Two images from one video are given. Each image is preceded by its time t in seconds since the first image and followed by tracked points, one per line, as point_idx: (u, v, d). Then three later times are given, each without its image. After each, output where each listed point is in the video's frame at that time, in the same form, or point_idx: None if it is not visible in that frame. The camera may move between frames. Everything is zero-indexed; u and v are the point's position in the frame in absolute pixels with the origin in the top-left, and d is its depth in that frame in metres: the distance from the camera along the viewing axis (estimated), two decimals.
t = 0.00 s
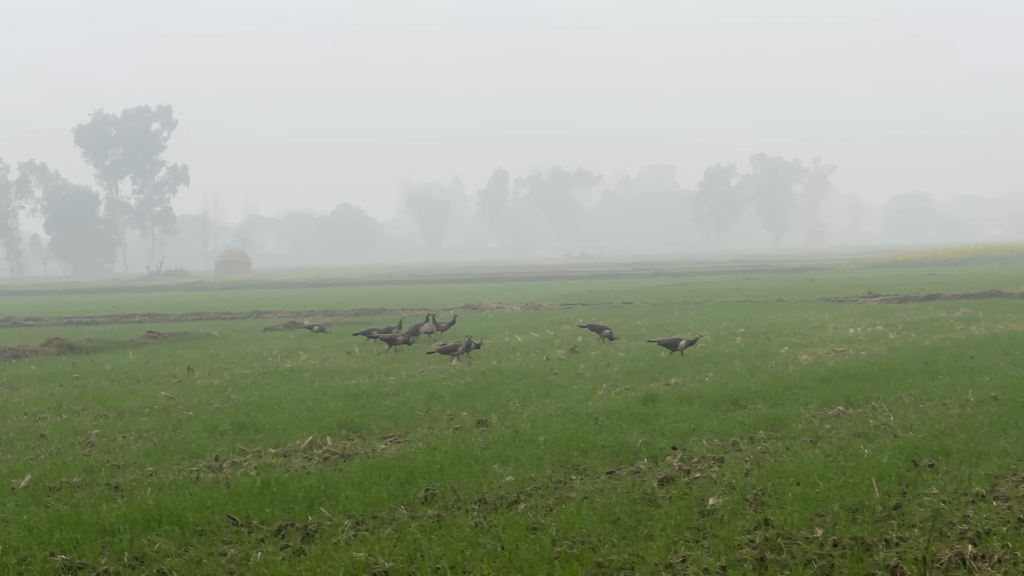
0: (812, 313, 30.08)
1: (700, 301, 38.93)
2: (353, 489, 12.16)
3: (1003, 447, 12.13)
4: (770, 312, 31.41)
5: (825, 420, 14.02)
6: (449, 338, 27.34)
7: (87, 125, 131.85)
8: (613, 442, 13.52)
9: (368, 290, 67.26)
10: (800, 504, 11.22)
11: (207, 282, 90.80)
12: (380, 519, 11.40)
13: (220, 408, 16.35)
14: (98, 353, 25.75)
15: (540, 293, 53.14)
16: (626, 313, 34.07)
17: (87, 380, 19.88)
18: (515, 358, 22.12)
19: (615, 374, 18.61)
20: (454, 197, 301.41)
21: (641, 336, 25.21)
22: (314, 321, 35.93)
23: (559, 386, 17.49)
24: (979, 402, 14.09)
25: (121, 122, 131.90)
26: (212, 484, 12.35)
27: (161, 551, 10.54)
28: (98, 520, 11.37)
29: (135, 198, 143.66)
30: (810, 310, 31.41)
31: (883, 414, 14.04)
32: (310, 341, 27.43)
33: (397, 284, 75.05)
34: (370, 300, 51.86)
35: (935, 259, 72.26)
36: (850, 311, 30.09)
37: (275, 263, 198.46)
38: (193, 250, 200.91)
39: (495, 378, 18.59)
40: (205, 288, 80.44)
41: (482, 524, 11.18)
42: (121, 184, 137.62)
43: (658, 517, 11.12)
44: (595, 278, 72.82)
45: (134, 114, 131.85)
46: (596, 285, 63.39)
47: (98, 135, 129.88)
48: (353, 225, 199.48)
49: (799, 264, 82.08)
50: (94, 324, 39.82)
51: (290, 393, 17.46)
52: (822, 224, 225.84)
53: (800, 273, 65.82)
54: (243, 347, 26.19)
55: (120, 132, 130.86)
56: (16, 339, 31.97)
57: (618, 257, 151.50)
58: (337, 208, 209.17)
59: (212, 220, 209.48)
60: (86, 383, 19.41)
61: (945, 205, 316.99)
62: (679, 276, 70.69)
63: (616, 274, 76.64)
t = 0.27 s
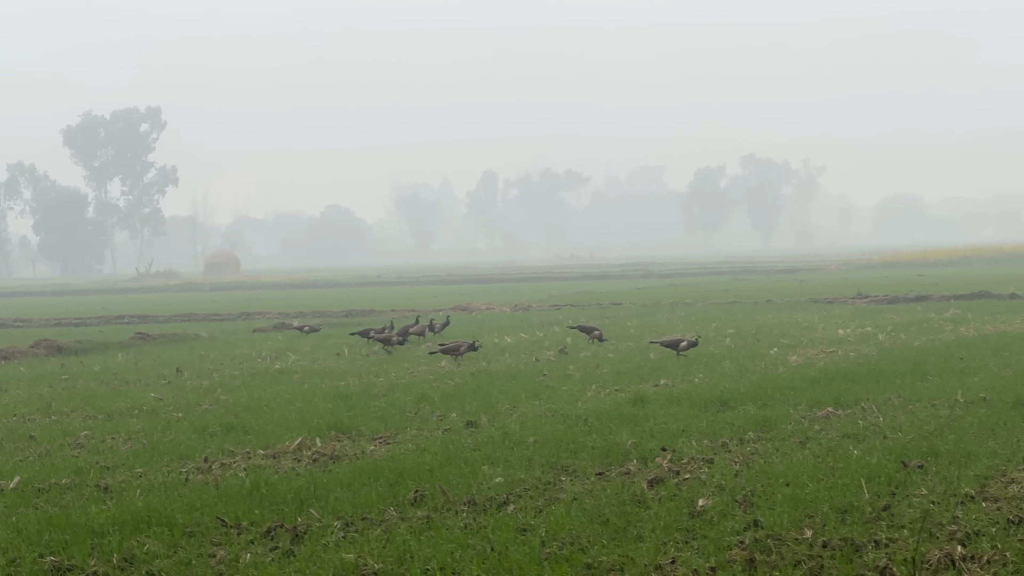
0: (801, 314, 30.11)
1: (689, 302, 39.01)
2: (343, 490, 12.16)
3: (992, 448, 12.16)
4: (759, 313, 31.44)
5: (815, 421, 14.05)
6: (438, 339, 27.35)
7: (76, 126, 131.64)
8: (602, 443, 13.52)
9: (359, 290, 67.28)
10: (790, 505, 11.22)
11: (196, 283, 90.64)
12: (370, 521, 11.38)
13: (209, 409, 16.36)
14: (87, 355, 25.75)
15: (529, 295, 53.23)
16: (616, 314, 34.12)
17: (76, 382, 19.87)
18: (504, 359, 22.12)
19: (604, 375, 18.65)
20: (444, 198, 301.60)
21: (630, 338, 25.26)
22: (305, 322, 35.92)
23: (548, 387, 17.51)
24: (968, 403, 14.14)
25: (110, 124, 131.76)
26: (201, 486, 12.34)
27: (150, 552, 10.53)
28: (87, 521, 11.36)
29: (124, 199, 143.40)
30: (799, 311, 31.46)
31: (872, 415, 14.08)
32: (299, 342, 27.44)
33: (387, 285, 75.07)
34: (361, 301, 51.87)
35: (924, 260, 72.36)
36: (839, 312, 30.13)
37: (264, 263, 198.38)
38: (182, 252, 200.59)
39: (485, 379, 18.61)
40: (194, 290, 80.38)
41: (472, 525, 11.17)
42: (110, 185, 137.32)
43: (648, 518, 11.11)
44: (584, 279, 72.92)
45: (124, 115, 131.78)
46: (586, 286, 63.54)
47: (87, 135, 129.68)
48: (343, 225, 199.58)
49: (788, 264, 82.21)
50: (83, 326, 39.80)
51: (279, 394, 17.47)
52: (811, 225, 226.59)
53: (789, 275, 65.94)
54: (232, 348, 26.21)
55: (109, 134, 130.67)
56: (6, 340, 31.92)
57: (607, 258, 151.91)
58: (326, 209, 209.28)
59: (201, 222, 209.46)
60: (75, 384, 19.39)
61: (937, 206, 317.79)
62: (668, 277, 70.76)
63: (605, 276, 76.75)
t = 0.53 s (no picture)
0: (789, 314, 30.18)
1: (677, 302, 39.12)
2: (331, 490, 12.16)
3: (978, 447, 12.21)
4: (746, 312, 31.50)
5: (802, 421, 14.10)
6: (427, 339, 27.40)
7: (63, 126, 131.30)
8: (590, 443, 13.55)
9: (348, 290, 67.28)
10: (777, 504, 11.22)
11: (184, 283, 90.44)
12: (357, 520, 11.38)
13: (196, 409, 16.37)
14: (73, 355, 25.73)
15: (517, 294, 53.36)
16: (603, 314, 34.19)
17: (63, 382, 19.86)
18: (491, 359, 22.14)
19: (592, 374, 18.72)
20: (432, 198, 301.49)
21: (617, 337, 25.32)
22: (296, 321, 35.90)
23: (536, 387, 17.57)
24: (955, 403, 14.22)
25: (97, 124, 131.53)
26: (188, 486, 12.34)
27: (137, 553, 10.50)
28: (74, 521, 11.34)
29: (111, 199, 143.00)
30: (787, 311, 31.52)
31: (860, 414, 14.14)
32: (287, 342, 27.44)
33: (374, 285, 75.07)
34: (351, 301, 51.83)
35: (912, 260, 72.56)
36: (826, 311, 30.20)
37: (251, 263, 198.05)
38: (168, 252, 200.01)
39: (472, 379, 18.65)
40: (181, 290, 80.28)
41: (459, 525, 11.15)
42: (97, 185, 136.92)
43: (635, 518, 11.10)
44: (572, 280, 72.97)
45: (111, 115, 131.63)
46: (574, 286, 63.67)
47: (74, 135, 129.37)
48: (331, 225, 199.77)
49: (777, 264, 82.38)
50: (70, 326, 39.74)
51: (266, 394, 17.49)
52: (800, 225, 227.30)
53: (777, 275, 66.09)
54: (220, 348, 26.21)
55: (96, 134, 130.38)
56: None
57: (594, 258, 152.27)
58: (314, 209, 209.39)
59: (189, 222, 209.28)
60: (61, 385, 19.39)
61: (928, 206, 318.68)
62: (657, 276, 70.93)
63: (593, 275, 76.87)
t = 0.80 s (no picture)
0: (779, 312, 30.27)
1: (667, 300, 39.20)
2: (321, 488, 12.17)
3: (968, 445, 12.25)
4: (736, 311, 31.59)
5: (792, 419, 14.16)
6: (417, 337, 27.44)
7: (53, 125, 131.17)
8: (580, 441, 13.59)
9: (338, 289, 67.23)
10: (767, 502, 11.23)
11: (175, 282, 90.35)
12: (348, 519, 11.37)
13: (187, 408, 16.38)
14: (63, 354, 25.68)
15: (507, 293, 53.42)
16: (594, 312, 34.25)
17: (52, 381, 19.84)
18: (481, 357, 22.14)
19: (583, 373, 18.80)
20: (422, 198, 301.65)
21: (608, 336, 25.38)
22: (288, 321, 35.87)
23: (527, 385, 17.62)
24: (944, 400, 14.29)
25: (87, 123, 131.47)
26: (179, 485, 12.34)
27: (127, 552, 10.48)
28: (64, 520, 11.34)
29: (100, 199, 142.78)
30: (778, 309, 31.55)
31: (849, 412, 14.21)
32: (278, 341, 27.41)
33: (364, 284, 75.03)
34: (342, 300, 51.79)
35: (901, 258, 72.72)
36: (816, 309, 30.29)
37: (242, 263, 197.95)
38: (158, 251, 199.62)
39: (462, 377, 18.70)
40: (171, 289, 80.16)
41: (449, 523, 11.14)
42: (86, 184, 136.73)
43: (626, 516, 11.11)
44: (562, 278, 73.06)
45: (100, 114, 131.59)
46: (565, 284, 63.75)
47: (64, 134, 129.27)
48: (320, 224, 199.69)
49: (766, 263, 82.63)
50: (59, 325, 39.65)
51: (257, 393, 17.52)
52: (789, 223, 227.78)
53: (766, 273, 66.27)
54: (210, 347, 26.18)
55: (85, 133, 130.32)
56: None
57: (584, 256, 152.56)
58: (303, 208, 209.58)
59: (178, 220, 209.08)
60: (51, 384, 19.36)
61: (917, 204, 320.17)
62: (646, 275, 71.10)
63: (583, 274, 76.99)
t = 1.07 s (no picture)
0: (770, 309, 30.24)
1: (658, 298, 39.19)
2: (311, 487, 12.16)
3: (958, 442, 12.27)
4: (727, 309, 31.58)
5: (782, 417, 14.19)
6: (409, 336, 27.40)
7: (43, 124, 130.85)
8: (570, 440, 13.61)
9: (329, 288, 67.13)
10: (757, 500, 11.21)
11: (167, 281, 90.21)
12: (338, 517, 11.36)
13: (177, 407, 16.38)
14: (53, 353, 25.63)
15: (499, 291, 53.41)
16: (585, 310, 34.24)
17: (42, 380, 19.82)
18: (472, 355, 22.15)
19: (573, 371, 18.82)
20: (414, 196, 301.34)
21: (598, 334, 25.38)
22: (281, 320, 35.81)
23: (517, 383, 17.64)
24: (935, 398, 14.31)
25: (77, 121, 131.19)
26: (169, 484, 12.33)
27: (116, 551, 10.45)
28: (53, 519, 11.31)
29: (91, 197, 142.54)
30: (768, 307, 31.57)
31: (839, 410, 14.26)
32: (268, 340, 27.37)
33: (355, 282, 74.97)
34: (334, 298, 51.76)
35: (893, 255, 72.85)
36: (807, 307, 30.26)
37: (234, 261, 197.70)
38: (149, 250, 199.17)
39: (453, 376, 18.70)
40: (162, 288, 80.04)
41: (440, 522, 11.11)
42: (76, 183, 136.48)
43: (616, 514, 11.09)
44: (553, 276, 73.01)
45: (90, 113, 131.30)
46: (558, 282, 63.75)
47: (54, 133, 129.01)
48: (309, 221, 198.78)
49: (758, 261, 82.61)
50: (50, 324, 39.59)
51: (247, 392, 17.54)
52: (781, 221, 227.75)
53: (757, 271, 66.30)
54: (201, 346, 26.14)
55: (75, 131, 130.06)
56: None
57: (576, 254, 152.52)
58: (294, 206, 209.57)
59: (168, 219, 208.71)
60: (41, 383, 19.34)
61: (906, 202, 321.43)
62: (638, 273, 71.09)
63: (574, 272, 76.97)
